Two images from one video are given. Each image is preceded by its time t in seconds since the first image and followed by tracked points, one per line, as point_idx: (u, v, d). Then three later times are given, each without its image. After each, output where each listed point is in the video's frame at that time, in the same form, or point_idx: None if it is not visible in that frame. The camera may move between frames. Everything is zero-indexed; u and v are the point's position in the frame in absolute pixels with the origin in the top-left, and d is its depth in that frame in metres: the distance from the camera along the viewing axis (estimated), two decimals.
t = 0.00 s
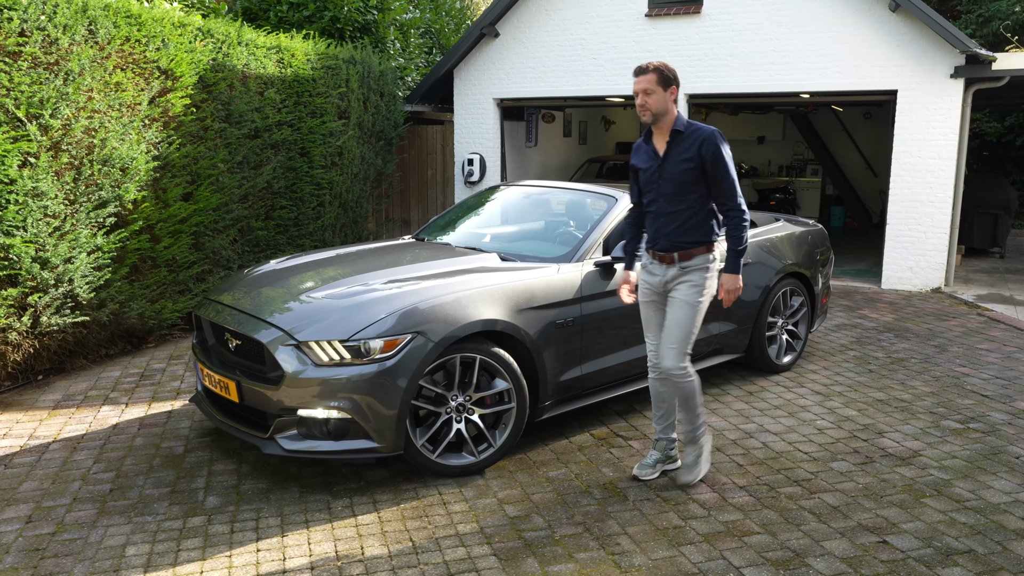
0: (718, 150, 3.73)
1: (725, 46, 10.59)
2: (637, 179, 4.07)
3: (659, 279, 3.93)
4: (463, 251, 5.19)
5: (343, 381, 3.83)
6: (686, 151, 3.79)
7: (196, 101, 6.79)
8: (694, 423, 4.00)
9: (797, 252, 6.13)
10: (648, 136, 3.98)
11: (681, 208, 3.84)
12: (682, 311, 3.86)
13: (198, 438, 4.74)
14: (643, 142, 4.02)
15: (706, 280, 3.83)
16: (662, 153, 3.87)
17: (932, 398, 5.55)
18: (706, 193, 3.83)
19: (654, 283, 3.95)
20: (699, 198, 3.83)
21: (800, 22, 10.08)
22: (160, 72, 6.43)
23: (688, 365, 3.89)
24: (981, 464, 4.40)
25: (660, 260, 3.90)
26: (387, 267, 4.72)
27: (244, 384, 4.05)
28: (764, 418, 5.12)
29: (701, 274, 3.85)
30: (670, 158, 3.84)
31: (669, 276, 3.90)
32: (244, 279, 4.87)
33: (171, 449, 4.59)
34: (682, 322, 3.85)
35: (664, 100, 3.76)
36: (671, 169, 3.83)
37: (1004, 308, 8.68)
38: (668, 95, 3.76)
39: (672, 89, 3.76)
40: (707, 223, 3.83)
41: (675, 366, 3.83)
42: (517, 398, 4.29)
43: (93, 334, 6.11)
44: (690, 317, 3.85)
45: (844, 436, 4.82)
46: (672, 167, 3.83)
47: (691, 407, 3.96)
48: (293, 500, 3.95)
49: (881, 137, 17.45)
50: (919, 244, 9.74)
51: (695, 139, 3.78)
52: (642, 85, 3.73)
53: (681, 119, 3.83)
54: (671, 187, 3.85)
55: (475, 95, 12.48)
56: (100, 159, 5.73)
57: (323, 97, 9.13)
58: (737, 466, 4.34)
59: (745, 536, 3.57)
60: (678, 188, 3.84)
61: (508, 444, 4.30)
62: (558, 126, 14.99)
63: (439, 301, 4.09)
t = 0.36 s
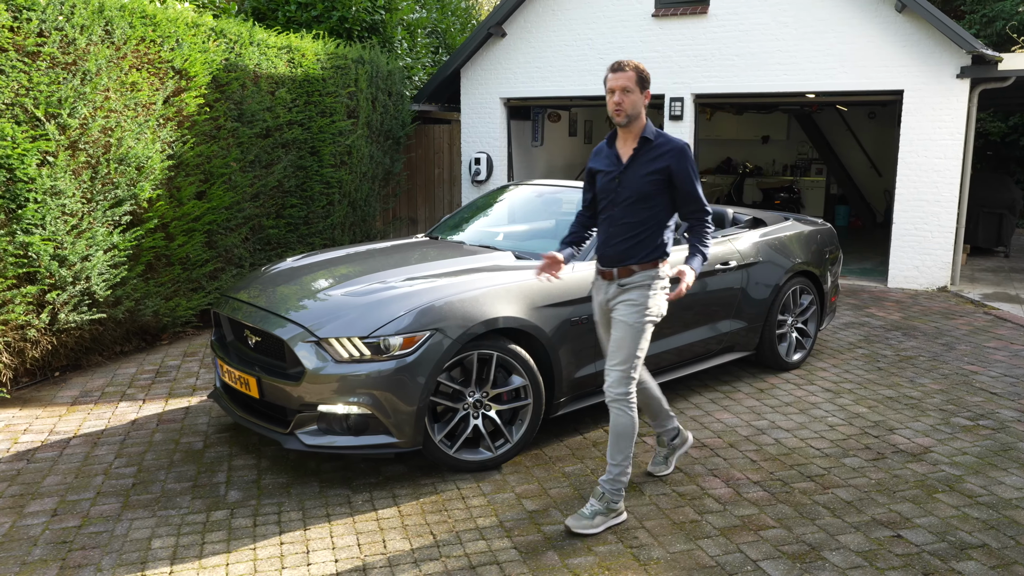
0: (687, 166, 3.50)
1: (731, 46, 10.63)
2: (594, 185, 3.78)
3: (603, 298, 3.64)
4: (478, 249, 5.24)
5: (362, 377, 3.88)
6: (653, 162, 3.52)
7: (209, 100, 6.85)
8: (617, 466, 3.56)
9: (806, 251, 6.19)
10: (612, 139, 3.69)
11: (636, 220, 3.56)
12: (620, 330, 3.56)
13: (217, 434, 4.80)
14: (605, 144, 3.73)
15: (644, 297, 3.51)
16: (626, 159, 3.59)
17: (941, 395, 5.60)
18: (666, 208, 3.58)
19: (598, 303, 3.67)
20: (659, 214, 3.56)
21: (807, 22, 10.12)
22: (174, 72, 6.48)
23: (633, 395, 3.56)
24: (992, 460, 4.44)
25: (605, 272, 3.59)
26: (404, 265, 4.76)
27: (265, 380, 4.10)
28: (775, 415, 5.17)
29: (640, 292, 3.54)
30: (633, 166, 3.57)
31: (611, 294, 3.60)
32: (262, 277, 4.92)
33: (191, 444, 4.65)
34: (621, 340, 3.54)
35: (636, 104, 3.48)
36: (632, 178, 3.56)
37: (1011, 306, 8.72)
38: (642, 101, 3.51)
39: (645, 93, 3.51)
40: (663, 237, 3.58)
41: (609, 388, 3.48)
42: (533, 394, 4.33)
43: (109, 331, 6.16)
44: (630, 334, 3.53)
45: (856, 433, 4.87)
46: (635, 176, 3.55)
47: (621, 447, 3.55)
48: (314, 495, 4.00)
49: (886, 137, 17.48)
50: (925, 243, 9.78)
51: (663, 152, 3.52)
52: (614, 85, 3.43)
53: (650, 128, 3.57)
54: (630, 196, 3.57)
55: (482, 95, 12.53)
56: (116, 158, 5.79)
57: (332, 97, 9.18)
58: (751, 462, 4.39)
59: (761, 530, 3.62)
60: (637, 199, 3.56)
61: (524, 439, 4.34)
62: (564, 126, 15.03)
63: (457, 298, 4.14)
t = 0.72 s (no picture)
0: (623, 161, 3.21)
1: (739, 45, 10.68)
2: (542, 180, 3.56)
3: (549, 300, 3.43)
4: (495, 246, 5.28)
5: (386, 373, 3.92)
6: (589, 158, 3.28)
7: (225, 99, 6.89)
8: (630, 465, 3.54)
9: (819, 249, 6.23)
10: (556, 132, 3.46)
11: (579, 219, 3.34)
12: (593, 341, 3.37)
13: (238, 430, 4.84)
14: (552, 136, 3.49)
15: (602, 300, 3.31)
16: (565, 156, 3.36)
17: (953, 391, 5.65)
18: (607, 205, 3.31)
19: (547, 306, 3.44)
20: (600, 212, 3.32)
21: (815, 21, 10.16)
22: (191, 72, 6.54)
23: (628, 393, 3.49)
24: (1007, 455, 4.49)
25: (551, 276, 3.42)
26: (424, 262, 4.81)
27: (289, 375, 4.14)
28: (790, 411, 5.21)
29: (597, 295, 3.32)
30: (572, 161, 3.33)
31: (562, 297, 3.37)
32: (282, 274, 4.97)
33: (213, 440, 4.70)
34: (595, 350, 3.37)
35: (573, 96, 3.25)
36: (571, 174, 3.33)
37: (1019, 304, 8.76)
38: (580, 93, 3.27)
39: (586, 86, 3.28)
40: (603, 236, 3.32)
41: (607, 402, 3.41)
42: (553, 390, 4.37)
43: (126, 328, 6.22)
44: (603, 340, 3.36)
45: (871, 428, 4.91)
46: (574, 173, 3.32)
47: (628, 446, 3.52)
48: (338, 489, 4.05)
49: (891, 136, 17.52)
50: (932, 242, 9.82)
51: (599, 145, 3.26)
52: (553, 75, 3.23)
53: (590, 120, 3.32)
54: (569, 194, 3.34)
55: (490, 94, 12.58)
56: (135, 157, 5.84)
57: (344, 96, 9.22)
58: (768, 457, 4.43)
59: (782, 523, 3.67)
60: (576, 196, 3.32)
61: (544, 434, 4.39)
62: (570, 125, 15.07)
63: (478, 295, 4.19)
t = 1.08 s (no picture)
0: (529, 158, 3.12)
1: (749, 44, 10.72)
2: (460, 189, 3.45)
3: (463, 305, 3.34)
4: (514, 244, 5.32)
5: (412, 368, 3.96)
6: (496, 157, 3.17)
7: (241, 99, 6.94)
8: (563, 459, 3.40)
9: (833, 247, 6.28)
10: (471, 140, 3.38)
11: (488, 224, 3.22)
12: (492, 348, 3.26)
13: (260, 426, 4.89)
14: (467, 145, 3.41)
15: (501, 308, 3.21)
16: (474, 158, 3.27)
17: (967, 388, 5.69)
18: (516, 207, 3.20)
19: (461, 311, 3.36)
20: (510, 212, 3.20)
21: (824, 20, 10.20)
22: (209, 71, 6.60)
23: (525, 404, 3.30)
24: None
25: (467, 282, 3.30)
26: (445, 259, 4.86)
27: (314, 371, 4.18)
28: (806, 407, 5.26)
29: (498, 301, 3.21)
30: (480, 165, 3.24)
31: (473, 299, 3.29)
32: (304, 270, 5.01)
33: (237, 435, 4.74)
34: (493, 359, 3.25)
35: (463, 98, 3.20)
36: (478, 179, 3.23)
37: None
38: (474, 96, 3.20)
39: (477, 88, 3.19)
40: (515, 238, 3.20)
41: (495, 420, 3.22)
42: (576, 385, 4.42)
43: (145, 326, 6.26)
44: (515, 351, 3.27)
45: (887, 424, 4.96)
46: (479, 177, 3.22)
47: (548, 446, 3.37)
48: (364, 483, 4.09)
49: (897, 134, 17.56)
50: (941, 240, 9.87)
51: (505, 142, 3.17)
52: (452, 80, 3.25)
53: (497, 120, 3.23)
54: (478, 200, 3.24)
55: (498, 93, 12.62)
56: (155, 155, 5.90)
57: (355, 95, 9.28)
58: (788, 452, 4.48)
59: (805, 516, 3.71)
60: (485, 201, 3.21)
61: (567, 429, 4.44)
62: (577, 124, 15.11)
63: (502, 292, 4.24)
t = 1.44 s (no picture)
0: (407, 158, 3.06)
1: (758, 43, 10.76)
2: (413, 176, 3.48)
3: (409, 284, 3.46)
4: (531, 241, 5.36)
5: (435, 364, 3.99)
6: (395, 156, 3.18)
7: (256, 98, 7.00)
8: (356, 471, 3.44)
9: (846, 245, 6.32)
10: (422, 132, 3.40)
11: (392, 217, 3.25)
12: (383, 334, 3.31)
13: (280, 422, 4.93)
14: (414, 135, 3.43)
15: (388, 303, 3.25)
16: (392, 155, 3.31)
17: (981, 385, 5.73)
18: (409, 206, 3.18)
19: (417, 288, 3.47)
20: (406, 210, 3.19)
21: (834, 19, 10.24)
22: (225, 70, 6.65)
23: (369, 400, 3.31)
24: None
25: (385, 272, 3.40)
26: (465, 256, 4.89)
27: (337, 367, 4.22)
28: (821, 404, 5.29)
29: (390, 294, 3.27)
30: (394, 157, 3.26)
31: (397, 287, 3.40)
32: (323, 266, 5.04)
33: (257, 431, 4.78)
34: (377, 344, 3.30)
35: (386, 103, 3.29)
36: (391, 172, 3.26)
37: None
38: (392, 100, 3.26)
39: (391, 92, 3.24)
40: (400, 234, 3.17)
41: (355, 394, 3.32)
42: (595, 381, 4.47)
43: (162, 323, 6.30)
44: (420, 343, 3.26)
45: (903, 420, 4.99)
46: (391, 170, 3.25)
47: (362, 452, 3.39)
48: (386, 478, 4.13)
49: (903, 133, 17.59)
50: (949, 238, 9.90)
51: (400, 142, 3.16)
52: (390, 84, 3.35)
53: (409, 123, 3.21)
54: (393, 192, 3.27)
55: (507, 92, 12.66)
56: (173, 153, 5.94)
57: (366, 94, 9.32)
58: (805, 448, 4.51)
59: (826, 510, 3.75)
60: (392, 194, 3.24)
61: (586, 425, 4.49)
62: (584, 123, 15.14)
63: (524, 288, 4.28)
